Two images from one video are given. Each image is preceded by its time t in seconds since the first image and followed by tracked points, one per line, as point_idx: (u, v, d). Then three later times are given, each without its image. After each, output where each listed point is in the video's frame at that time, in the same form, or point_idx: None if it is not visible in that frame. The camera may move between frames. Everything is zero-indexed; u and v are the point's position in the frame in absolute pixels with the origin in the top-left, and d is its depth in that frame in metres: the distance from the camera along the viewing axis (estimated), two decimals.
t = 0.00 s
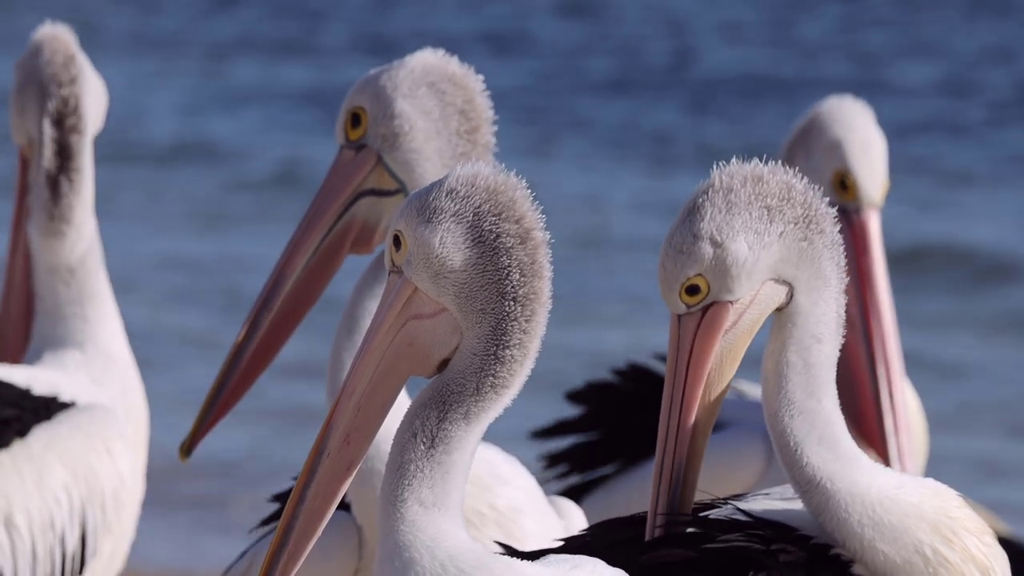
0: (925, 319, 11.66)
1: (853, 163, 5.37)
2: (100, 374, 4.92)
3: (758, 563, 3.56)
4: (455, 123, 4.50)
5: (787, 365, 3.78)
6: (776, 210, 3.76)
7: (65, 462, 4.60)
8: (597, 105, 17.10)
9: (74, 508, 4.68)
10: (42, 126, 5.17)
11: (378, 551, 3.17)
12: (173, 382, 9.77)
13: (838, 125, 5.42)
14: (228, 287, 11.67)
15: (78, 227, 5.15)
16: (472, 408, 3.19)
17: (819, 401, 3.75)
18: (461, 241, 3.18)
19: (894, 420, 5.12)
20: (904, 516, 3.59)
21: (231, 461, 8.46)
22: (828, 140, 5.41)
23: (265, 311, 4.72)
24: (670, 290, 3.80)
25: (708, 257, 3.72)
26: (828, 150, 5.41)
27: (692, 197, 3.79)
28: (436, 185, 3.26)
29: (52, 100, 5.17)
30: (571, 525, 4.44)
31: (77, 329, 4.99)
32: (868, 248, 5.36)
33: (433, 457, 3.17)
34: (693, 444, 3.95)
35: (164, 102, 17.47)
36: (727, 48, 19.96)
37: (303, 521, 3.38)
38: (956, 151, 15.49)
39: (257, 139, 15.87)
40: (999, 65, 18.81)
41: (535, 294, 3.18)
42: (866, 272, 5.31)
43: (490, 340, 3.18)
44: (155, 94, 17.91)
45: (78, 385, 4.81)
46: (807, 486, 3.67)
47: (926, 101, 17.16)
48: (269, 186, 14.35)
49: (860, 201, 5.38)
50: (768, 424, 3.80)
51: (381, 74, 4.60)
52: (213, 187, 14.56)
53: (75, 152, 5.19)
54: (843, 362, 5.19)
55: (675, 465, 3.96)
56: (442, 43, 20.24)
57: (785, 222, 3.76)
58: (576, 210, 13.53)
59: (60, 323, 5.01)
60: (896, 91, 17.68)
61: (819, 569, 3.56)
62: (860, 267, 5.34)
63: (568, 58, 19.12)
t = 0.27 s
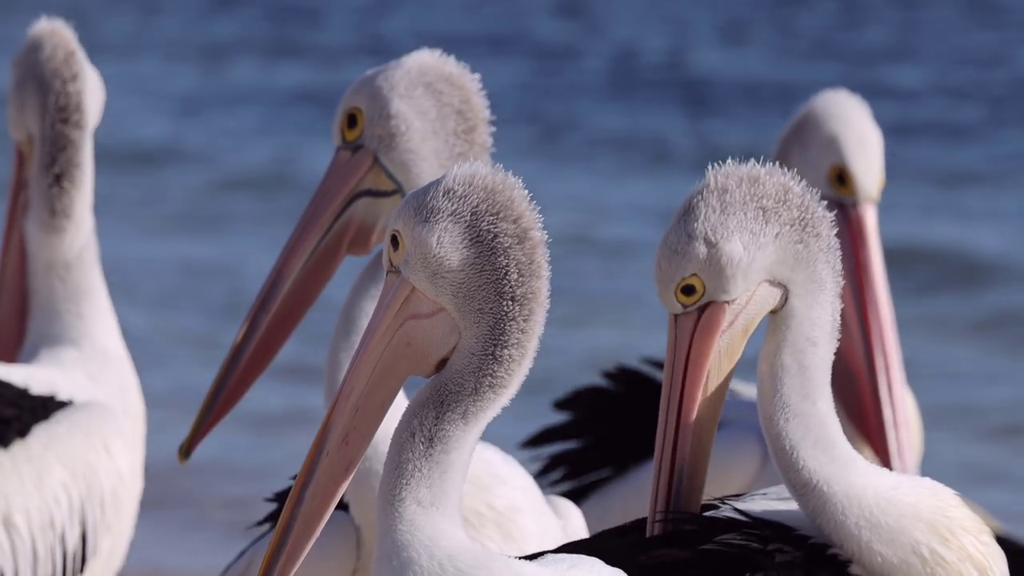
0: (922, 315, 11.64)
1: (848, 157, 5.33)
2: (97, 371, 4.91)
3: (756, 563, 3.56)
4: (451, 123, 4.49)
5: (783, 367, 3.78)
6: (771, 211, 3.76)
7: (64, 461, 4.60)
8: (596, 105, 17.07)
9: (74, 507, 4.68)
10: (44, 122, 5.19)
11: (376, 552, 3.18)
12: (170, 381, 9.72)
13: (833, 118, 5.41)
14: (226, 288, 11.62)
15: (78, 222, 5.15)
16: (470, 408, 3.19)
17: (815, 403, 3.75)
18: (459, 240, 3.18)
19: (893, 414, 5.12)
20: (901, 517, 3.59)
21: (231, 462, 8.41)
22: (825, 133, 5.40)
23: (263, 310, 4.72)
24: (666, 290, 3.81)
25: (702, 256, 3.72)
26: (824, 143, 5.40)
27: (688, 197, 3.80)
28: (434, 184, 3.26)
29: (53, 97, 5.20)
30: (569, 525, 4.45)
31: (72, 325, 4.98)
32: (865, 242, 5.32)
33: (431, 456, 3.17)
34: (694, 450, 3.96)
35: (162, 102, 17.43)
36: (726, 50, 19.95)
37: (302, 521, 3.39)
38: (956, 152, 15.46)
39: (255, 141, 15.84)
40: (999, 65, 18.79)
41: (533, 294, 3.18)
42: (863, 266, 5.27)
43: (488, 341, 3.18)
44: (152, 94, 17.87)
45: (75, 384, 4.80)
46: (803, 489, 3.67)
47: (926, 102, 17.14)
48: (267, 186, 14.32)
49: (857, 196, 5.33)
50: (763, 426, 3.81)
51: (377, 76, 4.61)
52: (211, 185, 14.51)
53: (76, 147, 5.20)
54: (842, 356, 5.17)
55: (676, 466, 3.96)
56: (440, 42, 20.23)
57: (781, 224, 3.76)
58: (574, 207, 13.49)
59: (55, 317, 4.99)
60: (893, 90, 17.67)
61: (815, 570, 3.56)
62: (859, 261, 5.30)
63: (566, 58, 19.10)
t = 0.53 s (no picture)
0: (916, 312, 11.65)
1: (844, 151, 5.35)
2: (93, 369, 4.90)
3: (754, 563, 3.57)
4: (449, 123, 4.50)
5: (781, 367, 3.78)
6: (768, 210, 3.76)
7: (63, 461, 4.60)
8: (596, 107, 17.05)
9: (73, 507, 4.68)
10: (44, 119, 5.19)
11: (374, 551, 3.18)
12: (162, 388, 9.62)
13: (828, 111, 5.42)
14: (224, 290, 11.58)
15: (77, 219, 5.15)
16: (469, 407, 3.19)
17: (814, 403, 3.75)
18: (457, 240, 3.18)
19: (891, 409, 5.09)
20: (899, 516, 3.59)
21: (231, 465, 8.38)
22: (820, 125, 5.41)
23: (262, 311, 4.72)
24: (658, 283, 3.83)
25: (694, 250, 3.73)
26: (819, 135, 5.41)
27: (684, 194, 3.81)
28: (432, 184, 3.26)
29: (54, 94, 5.20)
30: (567, 525, 4.45)
31: (67, 322, 4.97)
32: (860, 237, 5.36)
33: (430, 456, 3.17)
34: (680, 445, 3.98)
35: (160, 104, 17.40)
36: (724, 50, 19.94)
37: (301, 521, 3.38)
38: (955, 153, 15.45)
39: (252, 142, 15.83)
40: (997, 65, 18.78)
41: (531, 294, 3.18)
42: (859, 261, 5.30)
43: (486, 340, 3.18)
44: (150, 95, 17.84)
45: (73, 383, 4.80)
46: (801, 488, 3.67)
47: (925, 102, 17.14)
48: (263, 187, 14.29)
49: (852, 189, 5.35)
50: (761, 426, 3.81)
51: (374, 75, 4.61)
52: (209, 186, 14.48)
53: (76, 144, 5.21)
54: (840, 353, 5.16)
55: (665, 463, 3.99)
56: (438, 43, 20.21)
57: (778, 223, 3.76)
58: (570, 207, 13.48)
59: (50, 314, 4.98)
60: (890, 90, 17.68)
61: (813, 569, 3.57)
62: (854, 256, 5.33)
63: (563, 58, 19.09)
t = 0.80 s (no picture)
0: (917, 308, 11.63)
1: (841, 143, 5.36)
2: (91, 367, 4.90)
3: (751, 563, 3.58)
4: (447, 122, 4.51)
5: (780, 367, 3.79)
6: (767, 211, 3.77)
7: (63, 461, 4.60)
8: (596, 107, 17.04)
9: (73, 507, 4.68)
10: (45, 117, 5.19)
11: (373, 551, 3.18)
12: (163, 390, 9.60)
13: (824, 105, 5.43)
14: (223, 291, 11.56)
15: (78, 216, 5.15)
16: (469, 407, 3.19)
17: (812, 403, 3.76)
18: (456, 240, 3.19)
19: (890, 403, 5.09)
20: (897, 515, 3.59)
21: (233, 465, 8.37)
22: (816, 118, 5.42)
23: (261, 313, 4.72)
24: (660, 288, 3.83)
25: (694, 253, 3.74)
26: (816, 128, 5.42)
27: (683, 196, 3.82)
28: (431, 184, 3.26)
29: (55, 92, 5.21)
30: (567, 524, 4.46)
31: (64, 321, 4.97)
32: (858, 230, 5.36)
33: (429, 455, 3.18)
34: (685, 447, 3.98)
35: (159, 104, 17.39)
36: (723, 50, 19.94)
37: (301, 522, 3.38)
38: (954, 154, 15.45)
39: (251, 143, 15.83)
40: (997, 66, 18.79)
41: (530, 293, 3.18)
42: (858, 253, 5.31)
43: (485, 340, 3.18)
44: (149, 96, 17.82)
45: (72, 382, 4.80)
46: (799, 488, 3.67)
47: (924, 103, 17.13)
48: (261, 186, 14.28)
49: (850, 182, 5.36)
50: (760, 426, 3.81)
51: (372, 76, 4.61)
52: (208, 186, 14.45)
53: (78, 141, 5.21)
54: (841, 349, 5.15)
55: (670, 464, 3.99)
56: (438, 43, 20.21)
57: (777, 224, 3.76)
58: (569, 207, 13.47)
59: (47, 313, 4.98)
60: (888, 92, 17.69)
61: (812, 568, 3.57)
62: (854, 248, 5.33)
63: (561, 59, 19.09)
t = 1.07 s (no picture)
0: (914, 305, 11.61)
1: (836, 139, 5.36)
2: (88, 365, 4.89)
3: (746, 560, 3.58)
4: (446, 121, 4.51)
5: (777, 367, 3.79)
6: (767, 210, 3.77)
7: (61, 460, 4.60)
8: (595, 107, 17.04)
9: (71, 506, 4.68)
10: (44, 115, 5.19)
11: (372, 550, 3.18)
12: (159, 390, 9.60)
13: (817, 99, 5.42)
14: (222, 291, 11.56)
15: (76, 215, 5.15)
16: (467, 406, 3.19)
17: (808, 404, 3.75)
18: (454, 239, 3.19)
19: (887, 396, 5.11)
20: (893, 514, 3.59)
21: (232, 465, 8.37)
22: (810, 113, 5.41)
23: (260, 314, 4.72)
24: (656, 282, 3.84)
25: (692, 249, 3.74)
26: (811, 122, 5.41)
27: (683, 193, 3.82)
28: (429, 183, 3.26)
29: (54, 89, 5.21)
30: (564, 525, 4.45)
31: (58, 319, 4.95)
32: (854, 223, 5.37)
33: (427, 454, 3.17)
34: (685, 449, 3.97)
35: (156, 103, 17.39)
36: (722, 50, 19.94)
37: (300, 522, 3.38)
38: (953, 155, 15.44)
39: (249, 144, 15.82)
40: (995, 67, 18.80)
41: (528, 293, 3.19)
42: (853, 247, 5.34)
43: (483, 340, 3.18)
44: (148, 95, 17.83)
45: (69, 380, 4.80)
46: (796, 488, 3.67)
47: (923, 102, 17.13)
48: (260, 187, 14.28)
49: (845, 175, 5.39)
50: (756, 426, 3.80)
51: (370, 75, 4.61)
52: (206, 185, 14.45)
53: (77, 139, 5.21)
54: (839, 347, 5.15)
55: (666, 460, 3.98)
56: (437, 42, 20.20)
57: (777, 224, 3.76)
58: (567, 207, 13.46)
59: (42, 312, 4.96)
60: (887, 92, 17.68)
61: (809, 567, 3.57)
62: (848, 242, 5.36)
63: (560, 59, 19.09)
